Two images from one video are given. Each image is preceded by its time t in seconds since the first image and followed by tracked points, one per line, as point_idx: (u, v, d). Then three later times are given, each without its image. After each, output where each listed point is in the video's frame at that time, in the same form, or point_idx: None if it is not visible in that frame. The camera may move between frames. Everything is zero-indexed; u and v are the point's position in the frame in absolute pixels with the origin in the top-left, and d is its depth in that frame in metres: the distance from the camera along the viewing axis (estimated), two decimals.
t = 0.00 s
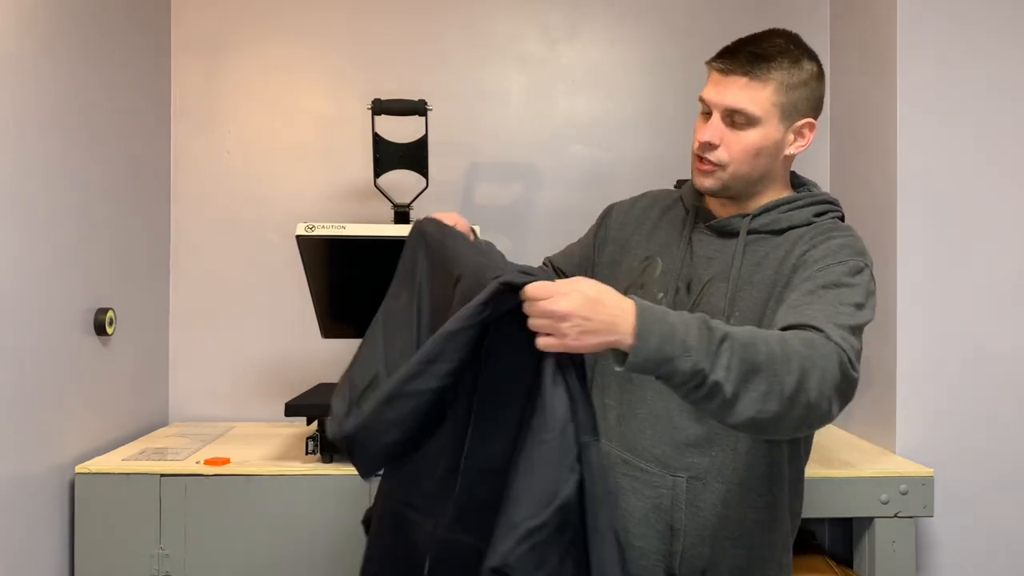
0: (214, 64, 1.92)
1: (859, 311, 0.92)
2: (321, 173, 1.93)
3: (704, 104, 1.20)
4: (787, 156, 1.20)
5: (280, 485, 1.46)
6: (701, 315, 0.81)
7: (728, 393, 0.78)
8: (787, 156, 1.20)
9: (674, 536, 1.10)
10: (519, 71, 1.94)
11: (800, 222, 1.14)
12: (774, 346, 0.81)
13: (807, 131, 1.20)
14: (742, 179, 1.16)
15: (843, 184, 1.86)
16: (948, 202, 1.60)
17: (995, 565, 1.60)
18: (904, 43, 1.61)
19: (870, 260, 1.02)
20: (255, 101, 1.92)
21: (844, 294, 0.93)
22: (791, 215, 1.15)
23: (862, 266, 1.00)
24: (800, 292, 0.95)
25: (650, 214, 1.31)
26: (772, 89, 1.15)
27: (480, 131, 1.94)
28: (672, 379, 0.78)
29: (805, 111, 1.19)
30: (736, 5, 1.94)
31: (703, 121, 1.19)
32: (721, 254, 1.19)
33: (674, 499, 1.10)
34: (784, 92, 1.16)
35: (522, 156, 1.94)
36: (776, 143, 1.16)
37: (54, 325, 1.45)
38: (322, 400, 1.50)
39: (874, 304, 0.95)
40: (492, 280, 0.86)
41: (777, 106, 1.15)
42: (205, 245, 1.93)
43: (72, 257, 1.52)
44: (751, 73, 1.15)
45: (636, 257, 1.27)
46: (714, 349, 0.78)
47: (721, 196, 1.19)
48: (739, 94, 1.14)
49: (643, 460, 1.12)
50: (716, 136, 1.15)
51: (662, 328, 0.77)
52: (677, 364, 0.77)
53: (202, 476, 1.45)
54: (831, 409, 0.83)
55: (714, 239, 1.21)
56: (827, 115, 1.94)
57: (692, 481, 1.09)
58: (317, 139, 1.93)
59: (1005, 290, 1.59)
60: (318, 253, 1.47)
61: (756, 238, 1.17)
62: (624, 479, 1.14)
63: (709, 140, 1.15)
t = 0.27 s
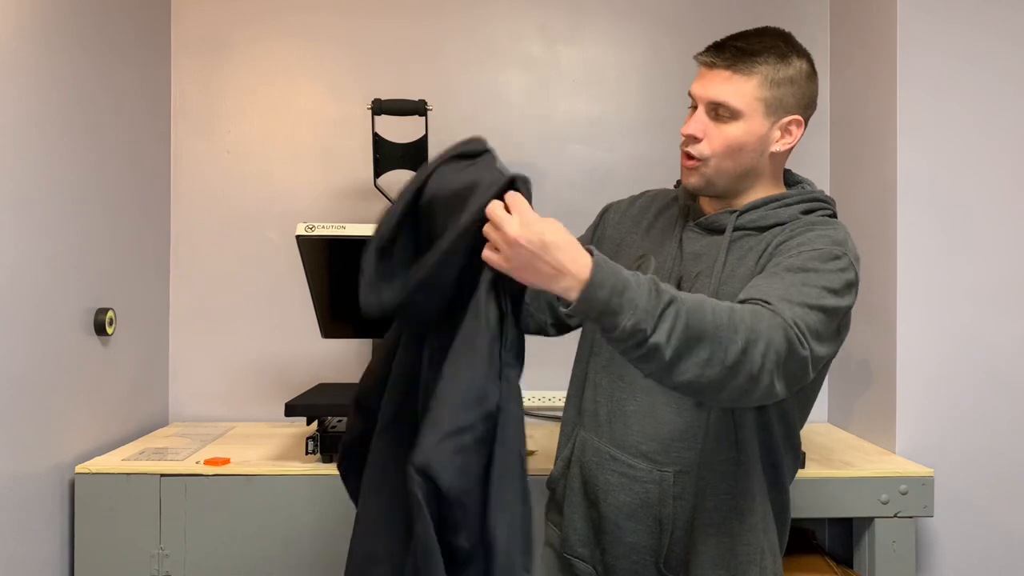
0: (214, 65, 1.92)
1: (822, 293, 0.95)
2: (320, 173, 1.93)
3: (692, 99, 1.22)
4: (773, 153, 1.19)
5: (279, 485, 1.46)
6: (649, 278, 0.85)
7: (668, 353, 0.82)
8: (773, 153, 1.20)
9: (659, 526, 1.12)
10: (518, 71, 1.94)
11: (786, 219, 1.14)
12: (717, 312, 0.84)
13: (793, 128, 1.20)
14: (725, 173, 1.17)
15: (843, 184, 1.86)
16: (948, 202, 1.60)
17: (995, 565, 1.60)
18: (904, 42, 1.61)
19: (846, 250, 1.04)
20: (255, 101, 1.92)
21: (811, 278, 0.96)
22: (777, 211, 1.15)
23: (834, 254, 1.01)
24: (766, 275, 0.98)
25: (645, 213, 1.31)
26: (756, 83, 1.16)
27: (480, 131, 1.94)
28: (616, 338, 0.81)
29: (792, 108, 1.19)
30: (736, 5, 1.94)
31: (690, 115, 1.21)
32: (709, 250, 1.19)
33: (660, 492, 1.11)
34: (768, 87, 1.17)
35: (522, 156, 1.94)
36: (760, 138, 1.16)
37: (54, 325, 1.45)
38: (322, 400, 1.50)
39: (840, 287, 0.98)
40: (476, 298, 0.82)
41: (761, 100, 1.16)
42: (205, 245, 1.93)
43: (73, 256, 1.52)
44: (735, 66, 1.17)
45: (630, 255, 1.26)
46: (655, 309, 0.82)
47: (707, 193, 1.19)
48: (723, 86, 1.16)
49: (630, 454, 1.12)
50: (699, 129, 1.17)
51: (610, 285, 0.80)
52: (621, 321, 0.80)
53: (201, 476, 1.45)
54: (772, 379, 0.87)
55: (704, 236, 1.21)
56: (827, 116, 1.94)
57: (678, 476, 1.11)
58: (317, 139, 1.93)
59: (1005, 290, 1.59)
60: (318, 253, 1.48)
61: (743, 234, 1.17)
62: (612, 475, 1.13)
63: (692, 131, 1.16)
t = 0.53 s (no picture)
0: (214, 64, 1.92)
1: (806, 294, 0.95)
2: (320, 173, 1.93)
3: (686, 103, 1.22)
4: (768, 156, 1.19)
5: (279, 485, 1.45)
6: (612, 289, 0.88)
7: (638, 358, 0.85)
8: (768, 156, 1.20)
9: (650, 526, 1.11)
10: (519, 71, 1.94)
11: (775, 219, 1.14)
12: (686, 316, 0.87)
13: (788, 131, 1.20)
14: (721, 176, 1.17)
15: (843, 184, 1.86)
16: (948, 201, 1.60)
17: (995, 565, 1.60)
18: (904, 42, 1.61)
19: (833, 252, 1.04)
20: (254, 101, 1.92)
21: (795, 278, 0.96)
22: (767, 211, 1.15)
23: (820, 255, 1.01)
24: (750, 275, 0.98)
25: (641, 217, 1.32)
26: (750, 86, 1.16)
27: (480, 131, 1.94)
28: (585, 347, 0.85)
29: (787, 110, 1.19)
30: (736, 5, 1.94)
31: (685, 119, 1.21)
32: (699, 251, 1.18)
33: (651, 492, 1.10)
34: (763, 90, 1.17)
35: (522, 156, 1.94)
36: (754, 141, 1.17)
37: (54, 325, 1.45)
38: (322, 400, 1.50)
39: (826, 288, 0.98)
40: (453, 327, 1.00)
41: (755, 104, 1.16)
42: (205, 245, 1.93)
43: (73, 256, 1.52)
44: (729, 71, 1.17)
45: (625, 258, 1.27)
46: (621, 317, 0.86)
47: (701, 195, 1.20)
48: (717, 91, 1.16)
49: (620, 453, 1.12)
50: (694, 134, 1.17)
51: (571, 300, 0.85)
52: (585, 332, 0.84)
53: (201, 476, 1.45)
54: (753, 378, 0.88)
55: (695, 237, 1.21)
56: (827, 115, 1.94)
57: (669, 475, 1.09)
58: (317, 140, 1.93)
59: (1005, 290, 1.59)
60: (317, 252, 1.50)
61: (734, 234, 1.16)
62: (602, 472, 1.13)
63: (687, 136, 1.16)
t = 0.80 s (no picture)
0: (214, 64, 1.92)
1: (797, 290, 0.95)
2: (320, 173, 1.93)
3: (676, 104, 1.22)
4: (758, 156, 1.19)
5: (279, 485, 1.46)
6: (610, 276, 0.88)
7: (632, 345, 0.85)
8: (758, 155, 1.20)
9: (644, 523, 1.11)
10: (518, 70, 1.94)
11: (767, 217, 1.14)
12: (681, 306, 0.87)
13: (778, 130, 1.20)
14: (712, 177, 1.17)
15: (843, 183, 1.86)
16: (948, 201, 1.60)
17: (995, 565, 1.60)
18: (904, 41, 1.60)
19: (824, 249, 1.04)
20: (254, 101, 1.93)
21: (786, 274, 0.96)
22: (759, 210, 1.15)
23: (812, 252, 1.01)
24: (742, 271, 0.98)
25: (634, 216, 1.32)
26: (740, 87, 1.15)
27: (480, 131, 1.94)
28: (581, 333, 0.85)
29: (777, 110, 1.19)
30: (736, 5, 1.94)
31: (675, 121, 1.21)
32: (692, 250, 1.18)
33: (645, 488, 1.10)
34: (753, 90, 1.16)
35: (522, 156, 1.94)
36: (745, 141, 1.16)
37: (54, 325, 1.45)
38: (322, 400, 1.50)
39: (818, 283, 0.98)
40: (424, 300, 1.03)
41: (745, 104, 1.16)
42: (206, 245, 1.93)
43: (73, 256, 1.52)
44: (718, 72, 1.16)
45: (619, 257, 1.28)
46: (617, 303, 0.85)
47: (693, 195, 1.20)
48: (706, 92, 1.16)
49: (614, 451, 1.13)
50: (685, 135, 1.17)
51: (569, 286, 0.85)
52: (582, 317, 0.84)
53: (201, 476, 1.45)
54: (744, 370, 0.88)
55: (687, 236, 1.21)
56: (827, 115, 1.93)
57: (662, 473, 1.10)
58: (316, 140, 1.93)
59: (1005, 289, 1.59)
60: (318, 252, 1.46)
61: (726, 233, 1.16)
62: (596, 471, 1.14)
63: (678, 137, 1.16)
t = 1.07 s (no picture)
0: (214, 64, 1.92)
1: (794, 294, 0.96)
2: (320, 173, 1.93)
3: (671, 104, 1.21)
4: (753, 155, 1.19)
5: (279, 485, 1.46)
6: (613, 282, 0.88)
7: (635, 353, 0.85)
8: (753, 155, 1.20)
9: (640, 526, 1.11)
10: (518, 70, 1.94)
11: (760, 217, 1.14)
12: (684, 312, 0.87)
13: (773, 129, 1.20)
14: (709, 176, 1.17)
15: (843, 183, 1.86)
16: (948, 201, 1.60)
17: (994, 565, 1.60)
18: (904, 41, 1.60)
19: (819, 250, 1.04)
20: (254, 101, 1.93)
21: (783, 278, 0.96)
22: (753, 210, 1.15)
23: (806, 254, 1.02)
24: (739, 274, 0.98)
25: (628, 217, 1.32)
26: (736, 87, 1.15)
27: (480, 131, 1.94)
28: (585, 341, 0.85)
29: (771, 109, 1.19)
30: (736, 5, 1.94)
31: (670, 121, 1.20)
32: (686, 250, 1.18)
33: (639, 490, 1.11)
34: (747, 90, 1.16)
35: (522, 156, 1.94)
36: (740, 141, 1.17)
37: (54, 324, 1.45)
38: (321, 400, 1.50)
39: (814, 287, 0.99)
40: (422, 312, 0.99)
41: (739, 105, 1.16)
42: (206, 245, 1.93)
43: (72, 256, 1.52)
44: (713, 72, 1.16)
45: (613, 257, 1.27)
46: (620, 311, 0.85)
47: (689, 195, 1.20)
48: (701, 93, 1.15)
49: (610, 453, 1.13)
50: (681, 135, 1.16)
51: (572, 292, 0.85)
52: (585, 325, 0.84)
53: (201, 476, 1.45)
54: (745, 378, 0.88)
55: (681, 237, 1.21)
56: (827, 115, 1.94)
57: (657, 474, 1.10)
58: (317, 140, 1.93)
59: (1004, 289, 1.59)
60: (318, 253, 1.48)
61: (720, 233, 1.16)
62: (592, 472, 1.14)
63: (673, 138, 1.16)
